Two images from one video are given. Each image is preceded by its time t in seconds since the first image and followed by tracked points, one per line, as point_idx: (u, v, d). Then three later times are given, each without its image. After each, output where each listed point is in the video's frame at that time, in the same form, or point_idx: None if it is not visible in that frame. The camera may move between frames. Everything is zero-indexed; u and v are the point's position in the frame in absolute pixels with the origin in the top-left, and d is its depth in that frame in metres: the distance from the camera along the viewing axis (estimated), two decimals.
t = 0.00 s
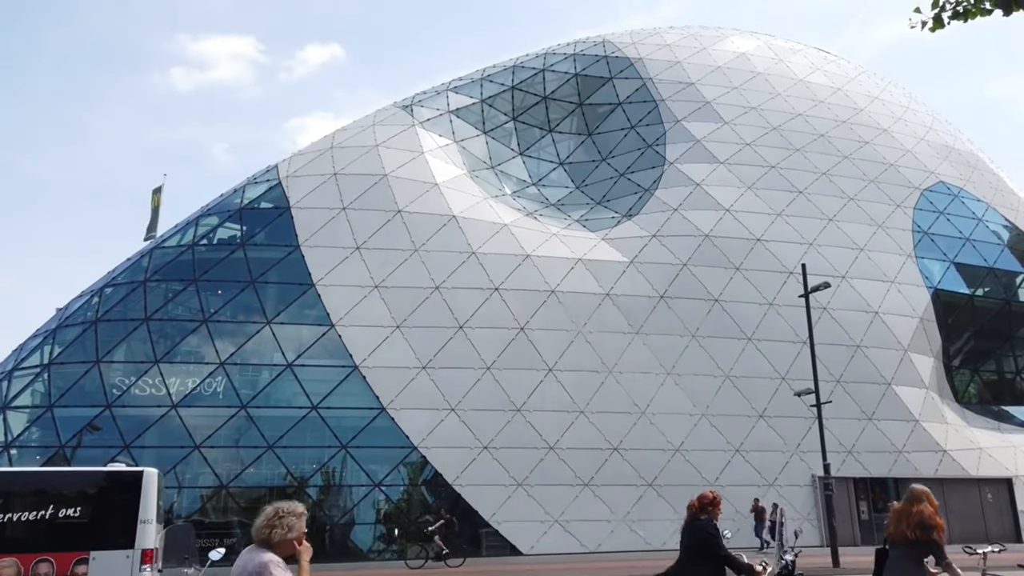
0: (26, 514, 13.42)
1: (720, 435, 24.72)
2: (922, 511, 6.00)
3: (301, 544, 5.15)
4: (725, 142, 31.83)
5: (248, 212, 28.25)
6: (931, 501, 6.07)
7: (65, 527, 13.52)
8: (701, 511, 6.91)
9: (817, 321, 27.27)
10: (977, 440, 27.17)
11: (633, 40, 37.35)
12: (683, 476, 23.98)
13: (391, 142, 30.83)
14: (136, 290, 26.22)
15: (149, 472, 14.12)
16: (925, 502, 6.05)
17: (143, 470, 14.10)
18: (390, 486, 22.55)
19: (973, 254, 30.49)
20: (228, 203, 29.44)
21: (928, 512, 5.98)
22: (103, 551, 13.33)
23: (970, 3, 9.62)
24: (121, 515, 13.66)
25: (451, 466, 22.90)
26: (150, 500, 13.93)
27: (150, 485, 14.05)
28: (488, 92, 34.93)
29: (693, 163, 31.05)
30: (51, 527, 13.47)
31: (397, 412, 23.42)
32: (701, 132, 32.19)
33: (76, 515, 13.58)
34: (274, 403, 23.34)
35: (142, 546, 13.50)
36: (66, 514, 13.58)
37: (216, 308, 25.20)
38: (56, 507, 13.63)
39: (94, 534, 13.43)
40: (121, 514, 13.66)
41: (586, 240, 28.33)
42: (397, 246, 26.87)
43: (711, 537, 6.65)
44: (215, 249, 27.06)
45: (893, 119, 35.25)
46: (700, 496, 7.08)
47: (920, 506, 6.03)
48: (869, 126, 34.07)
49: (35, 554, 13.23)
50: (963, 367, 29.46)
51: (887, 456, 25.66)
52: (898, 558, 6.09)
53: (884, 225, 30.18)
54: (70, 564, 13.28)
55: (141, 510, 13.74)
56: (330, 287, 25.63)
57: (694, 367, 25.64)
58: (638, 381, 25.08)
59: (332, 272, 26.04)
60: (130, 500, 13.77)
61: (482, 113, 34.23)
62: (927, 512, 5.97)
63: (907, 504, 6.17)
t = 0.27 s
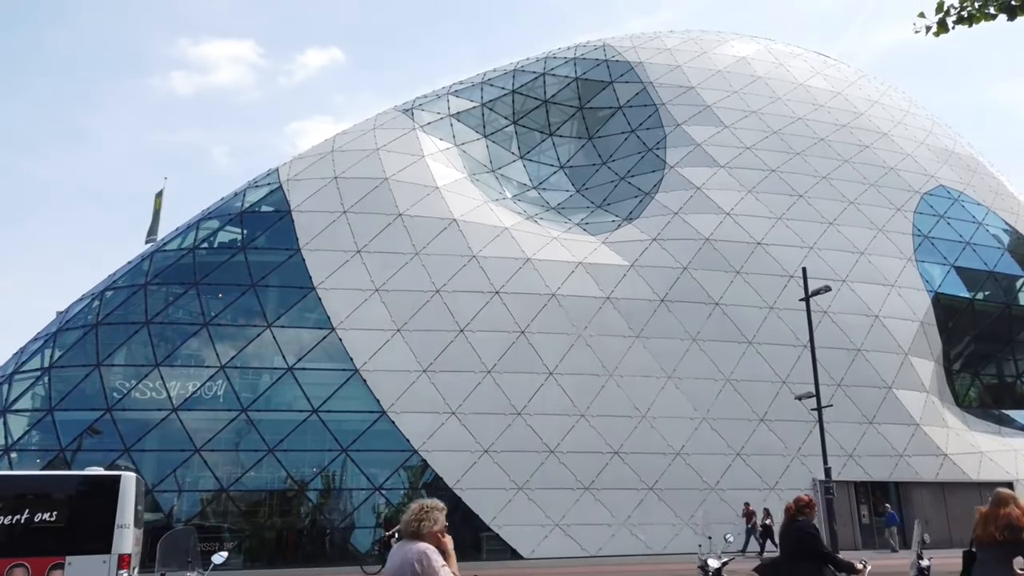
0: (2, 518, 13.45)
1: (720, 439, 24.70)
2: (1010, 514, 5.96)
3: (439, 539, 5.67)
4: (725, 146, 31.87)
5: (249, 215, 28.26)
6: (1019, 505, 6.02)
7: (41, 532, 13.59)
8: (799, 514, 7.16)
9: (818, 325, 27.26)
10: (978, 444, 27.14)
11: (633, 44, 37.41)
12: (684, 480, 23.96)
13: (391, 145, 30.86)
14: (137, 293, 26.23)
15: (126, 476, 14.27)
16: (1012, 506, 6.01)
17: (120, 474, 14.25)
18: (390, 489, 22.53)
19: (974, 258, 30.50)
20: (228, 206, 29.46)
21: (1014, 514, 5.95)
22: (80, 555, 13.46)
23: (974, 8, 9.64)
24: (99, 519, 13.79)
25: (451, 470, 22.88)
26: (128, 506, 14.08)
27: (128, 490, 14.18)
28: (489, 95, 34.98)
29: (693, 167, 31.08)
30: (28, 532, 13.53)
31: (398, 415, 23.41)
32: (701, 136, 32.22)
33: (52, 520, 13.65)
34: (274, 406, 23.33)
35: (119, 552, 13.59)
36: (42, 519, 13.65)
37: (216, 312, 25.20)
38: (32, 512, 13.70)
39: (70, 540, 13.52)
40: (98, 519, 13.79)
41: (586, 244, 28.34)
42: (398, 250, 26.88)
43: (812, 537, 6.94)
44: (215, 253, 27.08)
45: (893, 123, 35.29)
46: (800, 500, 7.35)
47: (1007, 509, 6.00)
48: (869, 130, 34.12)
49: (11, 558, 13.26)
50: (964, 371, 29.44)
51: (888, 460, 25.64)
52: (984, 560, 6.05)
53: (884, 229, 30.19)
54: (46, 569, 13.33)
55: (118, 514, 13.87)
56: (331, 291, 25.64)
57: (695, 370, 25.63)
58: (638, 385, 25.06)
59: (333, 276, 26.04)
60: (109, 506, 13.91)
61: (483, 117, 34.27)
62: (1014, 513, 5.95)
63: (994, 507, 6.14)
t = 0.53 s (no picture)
0: None
1: (721, 442, 24.68)
2: None
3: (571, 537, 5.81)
4: (725, 149, 31.90)
5: (250, 218, 28.29)
6: None
7: (20, 537, 14.47)
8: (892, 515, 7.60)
9: (819, 328, 27.25)
10: (979, 447, 27.11)
11: (634, 47, 37.45)
12: (685, 483, 23.94)
13: (392, 148, 30.89)
14: (137, 296, 26.23)
15: (104, 481, 15.15)
16: None
17: (98, 479, 15.12)
18: (390, 492, 22.51)
19: (975, 261, 30.49)
20: (229, 209, 29.48)
21: None
22: (57, 560, 14.31)
23: (977, 11, 9.66)
24: (76, 523, 14.65)
25: (452, 472, 22.86)
26: (106, 510, 14.95)
27: (108, 493, 15.10)
28: (490, 99, 35.02)
29: (694, 170, 31.10)
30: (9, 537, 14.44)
31: (398, 418, 23.39)
32: (702, 139, 32.25)
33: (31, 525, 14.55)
34: (275, 409, 23.33)
35: (99, 555, 14.50)
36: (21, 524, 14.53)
37: (217, 315, 25.21)
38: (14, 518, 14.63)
39: (48, 545, 14.38)
40: (75, 522, 14.64)
41: (587, 247, 28.36)
42: (399, 253, 26.90)
43: (906, 537, 7.39)
44: (216, 256, 27.09)
45: (893, 126, 35.31)
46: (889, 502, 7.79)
47: None
48: (869, 133, 34.15)
49: None
50: (965, 374, 29.41)
51: (889, 463, 25.61)
52: None
53: (885, 231, 30.21)
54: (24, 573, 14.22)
55: (96, 518, 14.76)
56: (332, 294, 25.64)
57: (695, 373, 25.62)
58: (639, 388, 25.05)
59: (334, 278, 26.05)
60: (86, 510, 14.77)
61: (483, 120, 34.30)
62: None
63: None
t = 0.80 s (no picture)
0: None
1: (722, 444, 24.67)
2: None
3: (679, 534, 6.16)
4: (725, 151, 31.91)
5: (250, 221, 28.30)
6: None
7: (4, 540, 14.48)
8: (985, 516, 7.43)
9: (819, 330, 27.26)
10: (979, 449, 27.10)
11: (634, 50, 37.49)
12: (685, 485, 23.93)
13: (392, 151, 30.91)
14: (138, 298, 26.24)
15: (87, 483, 15.19)
16: None
17: (81, 482, 15.14)
18: (390, 495, 22.48)
19: (975, 263, 30.49)
20: (229, 212, 29.48)
21: None
22: (42, 563, 14.28)
23: (977, 14, 9.65)
24: (58, 526, 14.64)
25: (452, 475, 22.85)
26: (88, 513, 14.96)
27: (90, 496, 15.13)
28: (490, 101, 35.05)
29: (694, 172, 31.11)
30: None
31: (398, 420, 23.39)
32: (702, 141, 32.27)
33: (13, 529, 14.55)
34: (275, 412, 23.32)
35: (80, 558, 14.48)
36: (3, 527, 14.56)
37: (217, 317, 25.21)
38: None
39: (31, 548, 14.37)
40: (57, 525, 14.64)
41: (587, 249, 28.35)
42: (399, 255, 26.91)
43: (997, 540, 7.28)
44: (216, 258, 27.10)
45: (893, 128, 35.32)
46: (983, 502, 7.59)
47: None
48: (869, 135, 34.15)
49: None
50: (965, 376, 29.40)
51: (889, 465, 25.60)
52: None
53: (885, 233, 30.21)
54: None
55: (78, 522, 14.75)
56: (332, 296, 25.65)
57: (696, 375, 25.62)
58: (639, 390, 25.04)
59: (334, 281, 26.05)
60: (68, 513, 14.77)
61: (484, 122, 34.32)
62: None
63: None
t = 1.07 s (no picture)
0: None
1: (721, 444, 24.67)
2: None
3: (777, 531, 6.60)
4: (724, 151, 31.91)
5: (249, 221, 28.29)
6: None
7: None
8: None
9: (818, 329, 27.27)
10: (978, 449, 27.11)
11: (633, 50, 37.52)
12: (685, 485, 23.92)
13: (391, 151, 30.90)
14: (136, 299, 26.21)
15: (71, 484, 15.16)
16: None
17: (64, 483, 15.10)
18: (389, 495, 22.46)
19: (974, 262, 30.51)
20: (228, 212, 29.47)
21: None
22: (26, 566, 14.25)
23: (975, 12, 9.65)
24: (42, 527, 14.61)
25: (451, 475, 22.84)
26: (72, 514, 14.93)
27: (74, 497, 15.09)
28: (489, 101, 35.05)
29: (693, 172, 31.11)
30: None
31: (397, 421, 23.37)
32: (701, 141, 32.29)
33: None
34: (274, 412, 23.31)
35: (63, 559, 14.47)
36: None
37: (216, 318, 25.19)
38: None
39: (14, 551, 14.32)
40: (41, 527, 14.60)
41: (586, 249, 28.34)
42: (398, 256, 26.89)
43: None
44: (215, 259, 27.08)
45: (892, 129, 35.35)
46: None
47: None
48: (868, 135, 34.17)
49: None
50: (965, 376, 29.41)
51: (889, 465, 25.60)
52: None
53: (883, 233, 30.23)
54: None
55: (61, 523, 14.72)
56: (331, 296, 25.64)
57: (695, 376, 25.61)
58: (638, 390, 25.03)
59: (333, 281, 26.04)
60: (51, 515, 14.73)
61: (482, 123, 34.33)
62: None
63: None
